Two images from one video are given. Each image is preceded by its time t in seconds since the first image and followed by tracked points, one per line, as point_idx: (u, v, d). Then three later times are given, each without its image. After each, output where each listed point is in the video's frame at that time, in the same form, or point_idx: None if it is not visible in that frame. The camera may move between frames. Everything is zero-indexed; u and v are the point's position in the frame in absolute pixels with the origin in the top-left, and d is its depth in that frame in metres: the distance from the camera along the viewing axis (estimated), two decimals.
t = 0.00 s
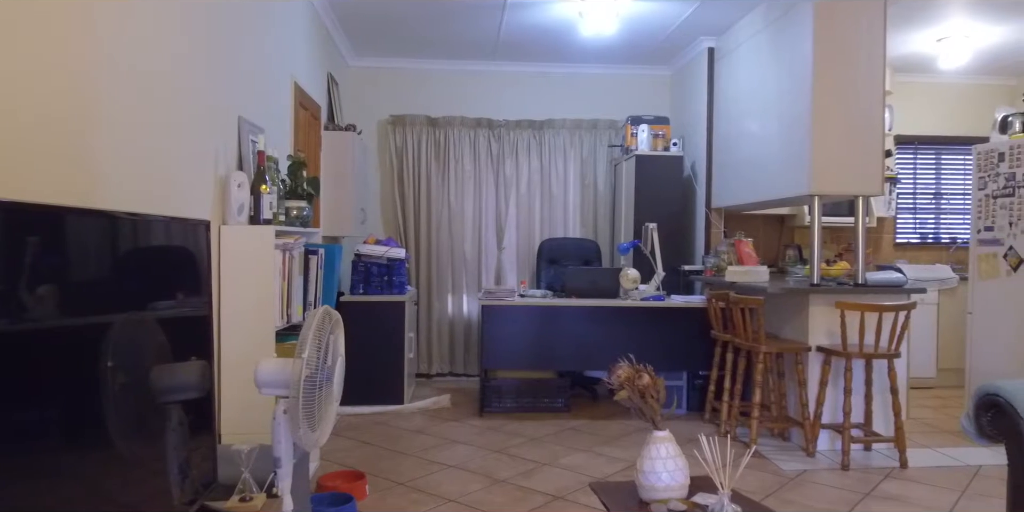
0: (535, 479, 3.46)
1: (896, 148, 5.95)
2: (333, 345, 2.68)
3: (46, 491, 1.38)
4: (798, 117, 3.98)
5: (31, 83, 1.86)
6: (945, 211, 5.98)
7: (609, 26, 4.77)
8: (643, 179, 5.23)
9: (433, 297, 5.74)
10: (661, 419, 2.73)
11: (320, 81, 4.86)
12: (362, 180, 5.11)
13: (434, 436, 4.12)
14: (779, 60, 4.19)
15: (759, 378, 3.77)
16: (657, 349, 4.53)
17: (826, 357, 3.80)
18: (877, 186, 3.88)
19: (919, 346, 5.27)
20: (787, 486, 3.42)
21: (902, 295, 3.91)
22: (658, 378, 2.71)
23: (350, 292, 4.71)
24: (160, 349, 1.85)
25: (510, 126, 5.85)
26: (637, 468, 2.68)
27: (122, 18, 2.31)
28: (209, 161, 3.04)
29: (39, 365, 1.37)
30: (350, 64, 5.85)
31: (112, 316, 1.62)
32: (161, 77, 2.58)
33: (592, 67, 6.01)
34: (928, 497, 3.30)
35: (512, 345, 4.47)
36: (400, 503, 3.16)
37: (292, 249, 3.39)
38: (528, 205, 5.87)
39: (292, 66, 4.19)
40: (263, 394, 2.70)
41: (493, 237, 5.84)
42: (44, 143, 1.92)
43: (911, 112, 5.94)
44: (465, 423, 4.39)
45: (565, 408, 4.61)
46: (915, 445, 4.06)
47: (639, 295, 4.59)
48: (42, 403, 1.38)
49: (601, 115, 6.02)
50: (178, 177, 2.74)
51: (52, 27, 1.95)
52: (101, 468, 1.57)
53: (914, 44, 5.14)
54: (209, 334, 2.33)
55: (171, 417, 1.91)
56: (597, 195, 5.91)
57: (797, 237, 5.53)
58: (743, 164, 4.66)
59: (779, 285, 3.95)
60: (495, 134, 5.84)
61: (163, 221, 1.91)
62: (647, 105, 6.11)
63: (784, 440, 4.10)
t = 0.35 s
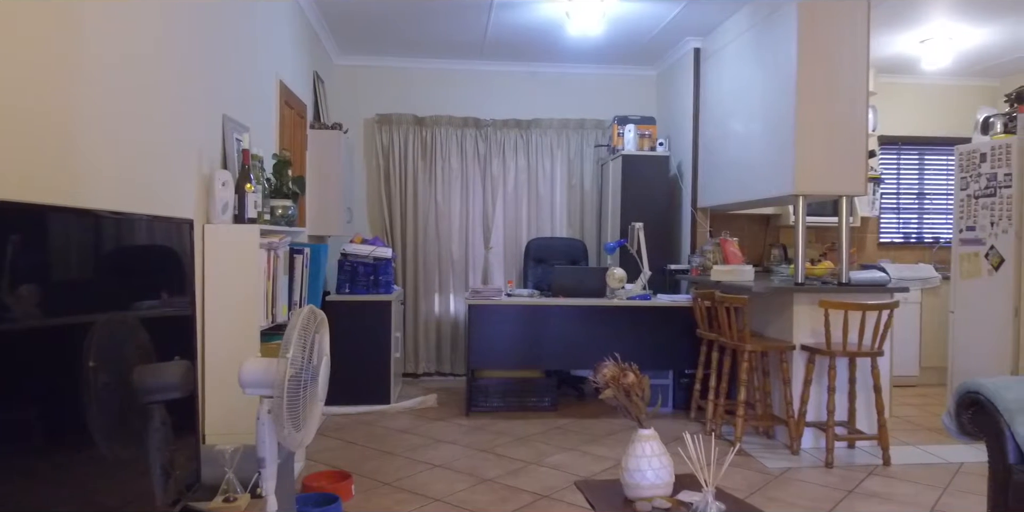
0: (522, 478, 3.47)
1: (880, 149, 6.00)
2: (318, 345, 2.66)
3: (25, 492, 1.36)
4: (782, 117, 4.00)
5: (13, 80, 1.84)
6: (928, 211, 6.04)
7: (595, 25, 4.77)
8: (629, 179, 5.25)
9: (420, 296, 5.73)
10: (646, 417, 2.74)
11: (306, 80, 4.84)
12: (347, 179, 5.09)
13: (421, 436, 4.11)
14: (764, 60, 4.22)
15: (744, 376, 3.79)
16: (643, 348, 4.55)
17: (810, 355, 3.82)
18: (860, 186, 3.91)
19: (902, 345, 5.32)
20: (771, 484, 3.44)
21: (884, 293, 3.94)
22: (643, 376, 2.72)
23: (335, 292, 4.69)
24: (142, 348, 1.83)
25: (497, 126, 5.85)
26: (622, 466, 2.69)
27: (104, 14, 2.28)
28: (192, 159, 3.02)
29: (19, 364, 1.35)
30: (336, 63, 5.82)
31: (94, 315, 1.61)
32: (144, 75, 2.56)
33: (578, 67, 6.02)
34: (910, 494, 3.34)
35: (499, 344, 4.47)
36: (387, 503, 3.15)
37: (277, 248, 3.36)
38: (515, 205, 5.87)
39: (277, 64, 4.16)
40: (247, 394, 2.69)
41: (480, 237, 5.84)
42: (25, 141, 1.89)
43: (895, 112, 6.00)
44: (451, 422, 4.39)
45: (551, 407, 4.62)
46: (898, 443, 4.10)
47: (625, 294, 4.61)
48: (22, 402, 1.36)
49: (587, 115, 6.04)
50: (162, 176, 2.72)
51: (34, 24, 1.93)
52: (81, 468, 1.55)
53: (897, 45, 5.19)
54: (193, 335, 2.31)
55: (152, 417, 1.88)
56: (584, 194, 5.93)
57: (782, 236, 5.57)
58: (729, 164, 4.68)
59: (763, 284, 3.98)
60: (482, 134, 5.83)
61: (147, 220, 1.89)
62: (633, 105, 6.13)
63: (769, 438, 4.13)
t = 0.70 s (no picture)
0: (507, 478, 3.47)
1: (863, 149, 6.06)
2: (301, 345, 2.65)
3: (7, 495, 1.35)
4: (765, 118, 4.03)
5: None
6: (910, 211, 6.10)
7: (581, 26, 4.78)
8: (615, 179, 5.27)
9: (405, 296, 5.72)
10: (629, 416, 2.75)
11: (291, 78, 4.82)
12: (332, 178, 5.07)
13: (406, 436, 4.10)
14: (748, 61, 4.25)
15: (727, 375, 3.82)
16: (628, 347, 4.56)
17: (793, 354, 3.85)
18: (842, 186, 3.95)
19: (884, 343, 5.37)
20: (754, 482, 3.46)
21: (866, 293, 3.98)
22: (627, 375, 2.73)
23: (320, 292, 4.67)
24: (124, 349, 1.82)
25: (482, 125, 5.85)
26: (606, 465, 2.70)
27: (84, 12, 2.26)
28: (175, 159, 3.00)
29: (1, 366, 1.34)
30: (321, 61, 5.80)
31: (76, 316, 1.60)
32: (126, 73, 2.54)
33: (565, 67, 6.03)
34: (891, 492, 3.37)
35: (484, 344, 4.47)
36: (371, 504, 3.15)
37: (260, 248, 3.35)
38: (501, 205, 5.87)
39: (261, 63, 4.14)
40: (230, 394, 2.67)
41: (466, 236, 5.84)
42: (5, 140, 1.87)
43: (877, 114, 6.06)
44: (437, 422, 4.39)
45: (537, 406, 4.63)
46: (880, 441, 4.14)
47: (610, 294, 4.63)
48: (3, 404, 1.35)
49: (574, 115, 6.05)
50: (144, 175, 2.69)
51: (15, 22, 1.90)
52: (63, 471, 1.54)
53: (879, 47, 5.24)
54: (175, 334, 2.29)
55: (134, 418, 1.87)
56: (570, 194, 5.94)
57: (766, 236, 5.61)
58: (713, 164, 4.71)
59: (747, 284, 4.00)
60: (468, 133, 5.83)
61: (129, 220, 1.89)
62: (619, 106, 6.15)
63: (753, 437, 4.16)
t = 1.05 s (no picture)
0: (492, 477, 3.47)
1: (845, 150, 6.11)
2: (282, 345, 2.63)
3: None
4: (748, 118, 4.06)
5: None
6: (891, 211, 6.16)
7: (566, 26, 4.79)
8: (599, 179, 5.29)
9: (390, 295, 5.71)
10: (612, 415, 2.76)
11: (274, 77, 4.80)
12: (316, 178, 5.05)
13: (391, 436, 4.09)
14: (731, 62, 4.27)
15: (710, 374, 3.84)
16: (612, 346, 4.58)
17: (776, 353, 3.88)
18: (824, 186, 3.98)
19: (866, 342, 5.42)
20: (737, 480, 3.48)
21: (848, 292, 4.02)
22: (610, 374, 2.74)
23: (304, 292, 4.65)
24: (103, 349, 1.80)
25: (467, 125, 5.84)
26: (589, 464, 2.70)
27: (63, 10, 2.24)
28: (156, 158, 2.97)
29: None
30: (305, 60, 5.77)
31: (54, 316, 1.58)
32: (106, 71, 2.52)
33: (550, 67, 6.04)
34: (871, 489, 3.40)
35: (469, 344, 4.46)
36: (355, 503, 3.14)
37: (243, 248, 3.33)
38: (486, 204, 5.87)
39: (244, 62, 4.12)
40: (211, 395, 2.65)
41: (451, 236, 5.83)
42: None
43: (859, 115, 6.11)
44: (421, 422, 4.38)
45: (522, 406, 4.63)
46: (861, 439, 4.18)
47: (595, 293, 4.64)
48: None
49: (559, 115, 6.06)
50: (125, 175, 2.67)
51: None
52: (41, 472, 1.52)
53: (861, 48, 5.28)
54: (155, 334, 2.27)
55: (114, 420, 1.85)
56: (555, 193, 5.95)
57: (749, 236, 5.65)
58: (697, 165, 4.73)
59: (730, 283, 4.02)
60: (453, 133, 5.82)
61: (111, 219, 1.88)
62: (604, 106, 6.17)
63: (736, 435, 4.18)
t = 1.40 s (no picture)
0: (472, 477, 3.48)
1: (823, 151, 6.17)
2: (261, 346, 2.62)
3: None
4: (727, 119, 4.09)
5: None
6: (868, 212, 6.24)
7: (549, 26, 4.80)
8: (581, 179, 5.30)
9: (372, 296, 5.69)
10: (591, 414, 2.77)
11: (254, 76, 4.77)
12: (296, 177, 5.03)
13: (371, 436, 4.08)
14: (712, 64, 4.30)
15: (691, 374, 3.87)
16: (593, 346, 4.60)
17: (755, 353, 3.92)
18: (802, 187, 4.02)
19: (844, 341, 5.48)
20: (716, 478, 3.52)
21: (826, 292, 4.07)
22: (589, 374, 2.75)
23: (285, 292, 4.62)
24: (79, 351, 1.79)
25: (449, 124, 5.84)
26: (569, 463, 2.71)
27: (39, 7, 2.21)
28: (133, 157, 2.95)
29: None
30: (286, 59, 5.74)
31: (28, 317, 1.57)
32: (83, 70, 2.50)
33: (532, 67, 6.05)
34: (848, 486, 3.45)
35: (451, 344, 4.46)
36: (335, 504, 3.13)
37: (221, 248, 3.31)
38: (468, 204, 5.87)
39: (223, 60, 4.09)
40: (189, 397, 2.63)
41: (433, 235, 5.82)
42: None
43: (837, 116, 6.18)
44: (403, 422, 4.37)
45: (503, 405, 4.64)
46: (838, 437, 4.23)
47: (576, 293, 4.66)
48: None
49: (541, 116, 6.08)
50: (101, 175, 2.65)
51: None
52: (14, 474, 1.50)
53: (840, 50, 5.34)
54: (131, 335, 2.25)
55: (89, 423, 1.83)
56: (537, 193, 5.97)
57: (729, 236, 5.70)
58: (677, 165, 4.76)
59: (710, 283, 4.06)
60: (435, 132, 5.81)
61: (87, 220, 1.87)
62: (586, 106, 6.19)
63: (716, 434, 4.22)
